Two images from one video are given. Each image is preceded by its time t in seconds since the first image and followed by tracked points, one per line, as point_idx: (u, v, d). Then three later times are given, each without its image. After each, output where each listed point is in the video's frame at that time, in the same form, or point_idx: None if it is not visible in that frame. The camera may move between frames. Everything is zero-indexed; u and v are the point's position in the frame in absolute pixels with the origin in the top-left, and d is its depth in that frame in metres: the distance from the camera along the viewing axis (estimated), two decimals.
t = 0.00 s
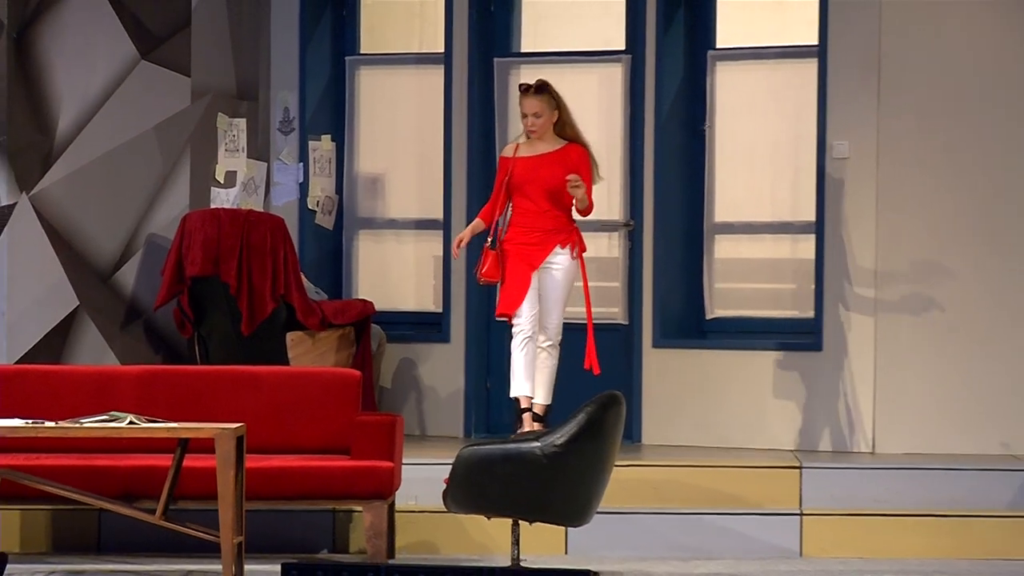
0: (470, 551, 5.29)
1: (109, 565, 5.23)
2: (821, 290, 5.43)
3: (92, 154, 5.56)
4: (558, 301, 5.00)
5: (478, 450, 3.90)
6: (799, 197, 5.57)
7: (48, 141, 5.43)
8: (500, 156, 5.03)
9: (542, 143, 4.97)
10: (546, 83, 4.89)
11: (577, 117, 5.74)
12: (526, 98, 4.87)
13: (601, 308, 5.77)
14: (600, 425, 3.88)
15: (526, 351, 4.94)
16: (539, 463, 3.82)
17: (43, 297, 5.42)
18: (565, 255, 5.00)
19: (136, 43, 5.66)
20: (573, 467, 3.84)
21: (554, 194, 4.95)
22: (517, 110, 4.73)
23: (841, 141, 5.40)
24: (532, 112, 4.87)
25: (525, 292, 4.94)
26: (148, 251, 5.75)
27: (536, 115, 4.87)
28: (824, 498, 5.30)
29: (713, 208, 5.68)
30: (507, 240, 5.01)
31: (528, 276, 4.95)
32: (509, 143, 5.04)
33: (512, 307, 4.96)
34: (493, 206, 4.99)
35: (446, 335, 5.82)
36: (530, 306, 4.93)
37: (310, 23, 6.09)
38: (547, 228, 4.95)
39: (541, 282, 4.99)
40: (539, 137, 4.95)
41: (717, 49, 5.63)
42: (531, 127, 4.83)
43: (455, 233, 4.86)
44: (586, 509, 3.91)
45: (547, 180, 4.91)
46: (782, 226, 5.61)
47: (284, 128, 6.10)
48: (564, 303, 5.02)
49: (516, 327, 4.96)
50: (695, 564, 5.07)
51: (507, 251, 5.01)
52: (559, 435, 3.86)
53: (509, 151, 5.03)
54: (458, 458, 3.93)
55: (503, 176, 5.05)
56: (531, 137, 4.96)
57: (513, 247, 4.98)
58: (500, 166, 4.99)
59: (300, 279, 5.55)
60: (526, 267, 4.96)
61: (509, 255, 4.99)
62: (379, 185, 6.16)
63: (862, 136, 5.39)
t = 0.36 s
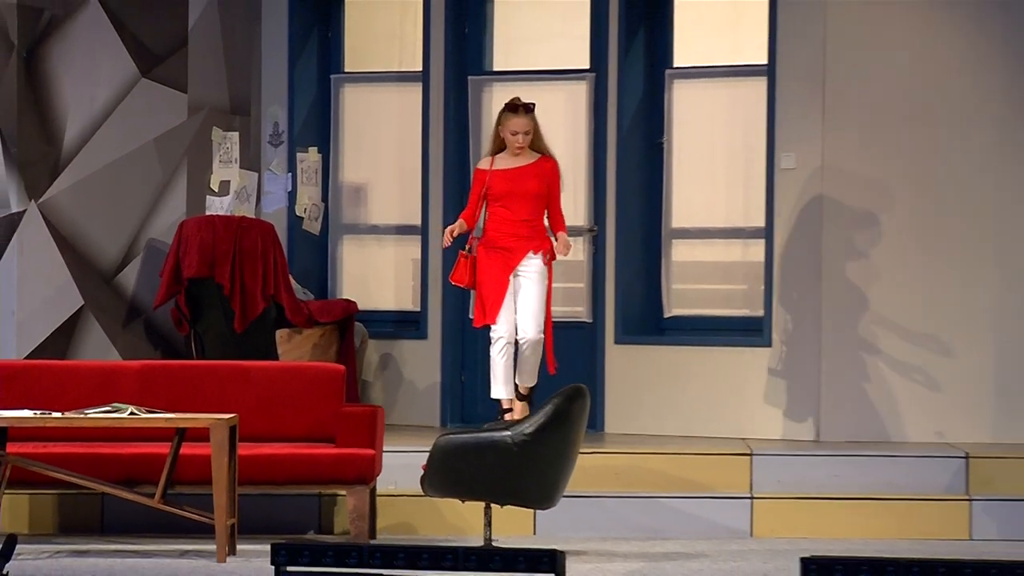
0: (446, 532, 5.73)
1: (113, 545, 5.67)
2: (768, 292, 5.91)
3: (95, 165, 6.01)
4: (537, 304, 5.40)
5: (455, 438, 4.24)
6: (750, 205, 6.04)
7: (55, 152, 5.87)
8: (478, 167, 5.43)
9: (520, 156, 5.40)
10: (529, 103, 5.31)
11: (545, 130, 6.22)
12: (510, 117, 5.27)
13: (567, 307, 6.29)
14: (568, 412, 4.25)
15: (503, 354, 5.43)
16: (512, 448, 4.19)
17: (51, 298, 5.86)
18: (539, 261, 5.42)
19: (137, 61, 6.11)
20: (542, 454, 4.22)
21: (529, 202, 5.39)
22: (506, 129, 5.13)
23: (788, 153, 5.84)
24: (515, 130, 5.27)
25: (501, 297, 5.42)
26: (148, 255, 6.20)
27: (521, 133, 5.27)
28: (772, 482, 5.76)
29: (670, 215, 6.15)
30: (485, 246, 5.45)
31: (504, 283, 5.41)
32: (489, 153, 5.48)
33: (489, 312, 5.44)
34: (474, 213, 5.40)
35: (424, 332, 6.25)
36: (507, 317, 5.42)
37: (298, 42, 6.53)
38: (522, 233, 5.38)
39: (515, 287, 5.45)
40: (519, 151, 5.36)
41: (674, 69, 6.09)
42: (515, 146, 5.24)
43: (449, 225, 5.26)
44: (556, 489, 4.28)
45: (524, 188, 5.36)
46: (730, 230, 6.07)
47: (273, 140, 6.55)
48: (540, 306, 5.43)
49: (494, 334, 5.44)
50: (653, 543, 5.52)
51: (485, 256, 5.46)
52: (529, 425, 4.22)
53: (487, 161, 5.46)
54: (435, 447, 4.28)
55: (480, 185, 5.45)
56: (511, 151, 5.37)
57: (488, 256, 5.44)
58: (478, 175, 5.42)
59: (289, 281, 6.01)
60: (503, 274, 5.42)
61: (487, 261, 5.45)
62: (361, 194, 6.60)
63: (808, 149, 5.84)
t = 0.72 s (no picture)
0: (416, 515, 6.19)
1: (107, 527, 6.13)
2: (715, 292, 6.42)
3: (91, 174, 6.48)
4: (516, 299, 5.89)
5: (425, 428, 5.00)
6: (697, 213, 6.57)
7: (53, 162, 6.32)
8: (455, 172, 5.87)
9: (495, 164, 5.87)
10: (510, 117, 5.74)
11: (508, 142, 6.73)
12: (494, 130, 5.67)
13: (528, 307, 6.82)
14: (525, 406, 4.99)
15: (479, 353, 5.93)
16: (475, 436, 4.92)
17: (50, 297, 6.32)
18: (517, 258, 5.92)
19: (129, 78, 6.59)
20: (503, 440, 4.95)
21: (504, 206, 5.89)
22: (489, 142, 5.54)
23: (733, 164, 6.36)
24: (499, 143, 5.69)
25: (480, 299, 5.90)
26: (140, 258, 6.67)
27: (504, 145, 5.69)
28: (718, 468, 6.24)
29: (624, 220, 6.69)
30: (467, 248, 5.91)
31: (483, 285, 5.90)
32: (464, 160, 5.93)
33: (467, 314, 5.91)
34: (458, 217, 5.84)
35: (396, 329, 6.78)
36: (485, 319, 5.92)
37: (279, 60, 6.95)
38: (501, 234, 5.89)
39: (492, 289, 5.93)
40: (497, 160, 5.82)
41: (628, 86, 6.62)
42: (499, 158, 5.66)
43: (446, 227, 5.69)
44: (516, 474, 5.01)
45: (501, 193, 5.85)
46: (681, 236, 6.60)
47: (257, 152, 6.97)
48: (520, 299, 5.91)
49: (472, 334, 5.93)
50: (606, 525, 5.98)
51: (466, 261, 5.93)
52: (491, 415, 4.97)
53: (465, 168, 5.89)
54: (407, 436, 5.02)
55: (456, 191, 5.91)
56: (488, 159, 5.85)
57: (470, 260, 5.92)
58: (457, 181, 5.86)
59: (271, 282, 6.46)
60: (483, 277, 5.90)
61: (469, 263, 5.91)
62: (339, 202, 7.11)
63: (749, 161, 6.35)
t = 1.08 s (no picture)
0: (391, 498, 6.74)
1: (104, 510, 6.66)
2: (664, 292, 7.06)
3: (90, 185, 7.00)
4: (491, 301, 6.43)
5: (401, 418, 5.59)
6: (648, 219, 7.20)
7: (54, 174, 6.81)
8: (435, 183, 6.42)
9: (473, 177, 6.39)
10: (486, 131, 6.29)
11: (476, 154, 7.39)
12: (472, 141, 6.23)
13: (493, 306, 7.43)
14: (491, 397, 5.59)
15: (462, 345, 6.41)
16: (446, 425, 5.54)
17: (52, 298, 6.84)
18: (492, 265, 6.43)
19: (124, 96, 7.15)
20: (470, 429, 5.57)
21: (481, 216, 6.39)
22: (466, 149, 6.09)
23: (682, 174, 6.98)
24: (479, 152, 6.23)
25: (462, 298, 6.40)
26: (135, 262, 7.23)
27: (482, 155, 6.23)
28: (668, 455, 6.78)
29: (582, 226, 7.33)
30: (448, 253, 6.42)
31: (466, 285, 6.41)
32: (446, 172, 6.45)
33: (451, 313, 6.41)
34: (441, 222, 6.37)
35: (371, 328, 7.41)
36: (468, 313, 6.41)
37: (264, 77, 7.58)
38: (478, 243, 6.39)
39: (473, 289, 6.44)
40: (474, 172, 6.35)
41: (586, 103, 7.28)
42: (478, 166, 6.19)
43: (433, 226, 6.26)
44: (483, 458, 5.63)
45: (478, 204, 6.36)
46: (635, 242, 7.23)
47: (243, 165, 7.60)
48: (494, 303, 6.45)
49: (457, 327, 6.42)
50: (565, 507, 6.51)
51: (449, 264, 6.42)
52: (459, 408, 5.57)
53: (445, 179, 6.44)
54: (383, 426, 5.60)
55: (435, 202, 6.44)
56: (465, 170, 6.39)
57: (451, 262, 6.42)
58: (438, 192, 6.40)
59: (256, 283, 7.03)
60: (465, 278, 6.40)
61: (451, 266, 6.42)
62: (318, 210, 7.74)
63: (696, 172, 6.98)
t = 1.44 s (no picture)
0: (386, 483, 7.31)
1: (122, 494, 7.24)
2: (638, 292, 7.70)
3: (107, 194, 7.59)
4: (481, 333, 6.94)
5: (398, 409, 6.17)
6: (623, 225, 7.87)
7: (74, 185, 7.38)
8: (426, 224, 6.96)
9: (461, 216, 6.93)
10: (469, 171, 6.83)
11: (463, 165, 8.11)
12: (461, 180, 6.78)
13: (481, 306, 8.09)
14: (479, 392, 6.19)
15: (450, 377, 6.96)
16: (439, 417, 6.12)
17: (72, 298, 7.42)
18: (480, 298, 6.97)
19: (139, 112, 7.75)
20: (459, 419, 6.15)
21: (470, 254, 6.92)
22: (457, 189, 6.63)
23: (654, 184, 7.64)
24: (468, 190, 6.79)
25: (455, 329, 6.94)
26: (150, 266, 7.87)
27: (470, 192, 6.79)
28: (642, 443, 7.36)
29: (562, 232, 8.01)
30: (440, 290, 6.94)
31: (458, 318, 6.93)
32: (433, 216, 6.96)
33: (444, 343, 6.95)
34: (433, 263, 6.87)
35: (368, 325, 8.07)
36: (455, 348, 6.95)
37: (269, 97, 8.32)
38: (469, 279, 6.92)
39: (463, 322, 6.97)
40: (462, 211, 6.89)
41: (565, 118, 7.97)
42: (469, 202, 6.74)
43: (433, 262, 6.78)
44: (471, 447, 6.22)
45: (466, 243, 6.90)
46: (612, 245, 7.90)
47: (249, 175, 8.35)
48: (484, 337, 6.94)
49: (444, 362, 6.97)
50: (547, 491, 7.07)
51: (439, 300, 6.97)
52: (449, 398, 6.16)
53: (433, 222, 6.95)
54: (379, 416, 6.18)
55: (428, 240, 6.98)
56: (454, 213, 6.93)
57: (441, 298, 6.96)
58: (428, 234, 6.91)
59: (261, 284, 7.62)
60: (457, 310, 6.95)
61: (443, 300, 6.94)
62: (318, 217, 8.48)
63: (667, 182, 7.63)
